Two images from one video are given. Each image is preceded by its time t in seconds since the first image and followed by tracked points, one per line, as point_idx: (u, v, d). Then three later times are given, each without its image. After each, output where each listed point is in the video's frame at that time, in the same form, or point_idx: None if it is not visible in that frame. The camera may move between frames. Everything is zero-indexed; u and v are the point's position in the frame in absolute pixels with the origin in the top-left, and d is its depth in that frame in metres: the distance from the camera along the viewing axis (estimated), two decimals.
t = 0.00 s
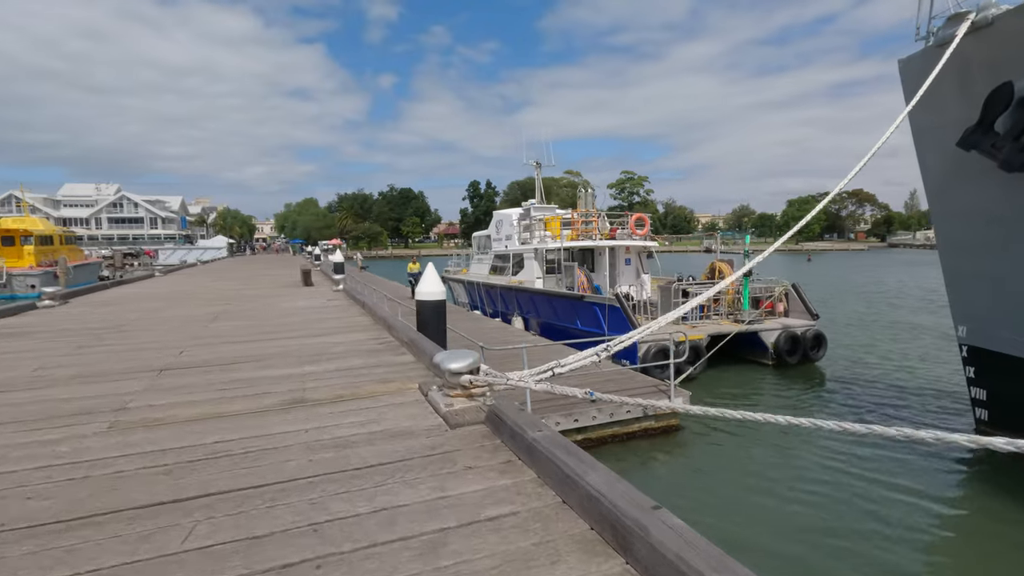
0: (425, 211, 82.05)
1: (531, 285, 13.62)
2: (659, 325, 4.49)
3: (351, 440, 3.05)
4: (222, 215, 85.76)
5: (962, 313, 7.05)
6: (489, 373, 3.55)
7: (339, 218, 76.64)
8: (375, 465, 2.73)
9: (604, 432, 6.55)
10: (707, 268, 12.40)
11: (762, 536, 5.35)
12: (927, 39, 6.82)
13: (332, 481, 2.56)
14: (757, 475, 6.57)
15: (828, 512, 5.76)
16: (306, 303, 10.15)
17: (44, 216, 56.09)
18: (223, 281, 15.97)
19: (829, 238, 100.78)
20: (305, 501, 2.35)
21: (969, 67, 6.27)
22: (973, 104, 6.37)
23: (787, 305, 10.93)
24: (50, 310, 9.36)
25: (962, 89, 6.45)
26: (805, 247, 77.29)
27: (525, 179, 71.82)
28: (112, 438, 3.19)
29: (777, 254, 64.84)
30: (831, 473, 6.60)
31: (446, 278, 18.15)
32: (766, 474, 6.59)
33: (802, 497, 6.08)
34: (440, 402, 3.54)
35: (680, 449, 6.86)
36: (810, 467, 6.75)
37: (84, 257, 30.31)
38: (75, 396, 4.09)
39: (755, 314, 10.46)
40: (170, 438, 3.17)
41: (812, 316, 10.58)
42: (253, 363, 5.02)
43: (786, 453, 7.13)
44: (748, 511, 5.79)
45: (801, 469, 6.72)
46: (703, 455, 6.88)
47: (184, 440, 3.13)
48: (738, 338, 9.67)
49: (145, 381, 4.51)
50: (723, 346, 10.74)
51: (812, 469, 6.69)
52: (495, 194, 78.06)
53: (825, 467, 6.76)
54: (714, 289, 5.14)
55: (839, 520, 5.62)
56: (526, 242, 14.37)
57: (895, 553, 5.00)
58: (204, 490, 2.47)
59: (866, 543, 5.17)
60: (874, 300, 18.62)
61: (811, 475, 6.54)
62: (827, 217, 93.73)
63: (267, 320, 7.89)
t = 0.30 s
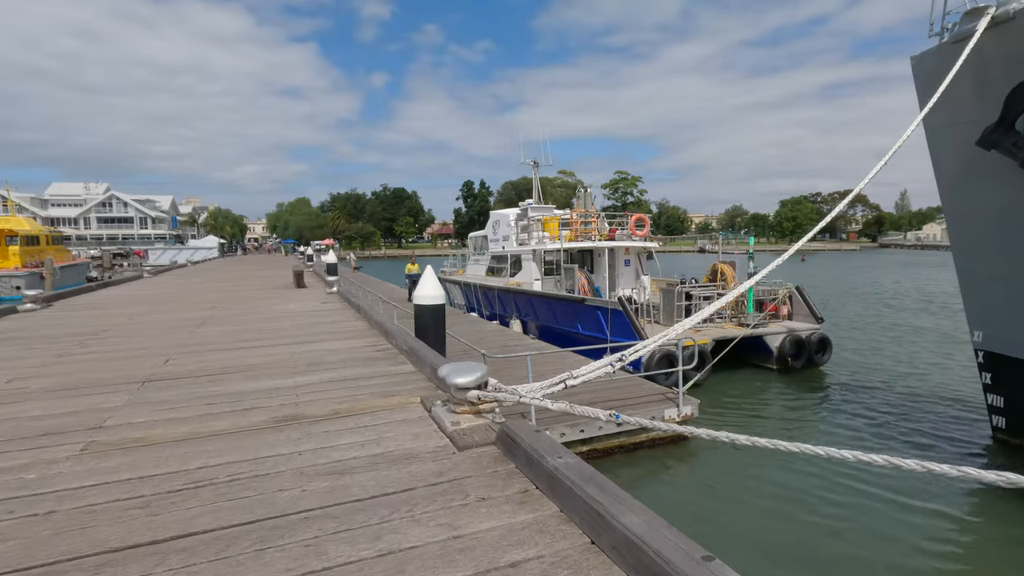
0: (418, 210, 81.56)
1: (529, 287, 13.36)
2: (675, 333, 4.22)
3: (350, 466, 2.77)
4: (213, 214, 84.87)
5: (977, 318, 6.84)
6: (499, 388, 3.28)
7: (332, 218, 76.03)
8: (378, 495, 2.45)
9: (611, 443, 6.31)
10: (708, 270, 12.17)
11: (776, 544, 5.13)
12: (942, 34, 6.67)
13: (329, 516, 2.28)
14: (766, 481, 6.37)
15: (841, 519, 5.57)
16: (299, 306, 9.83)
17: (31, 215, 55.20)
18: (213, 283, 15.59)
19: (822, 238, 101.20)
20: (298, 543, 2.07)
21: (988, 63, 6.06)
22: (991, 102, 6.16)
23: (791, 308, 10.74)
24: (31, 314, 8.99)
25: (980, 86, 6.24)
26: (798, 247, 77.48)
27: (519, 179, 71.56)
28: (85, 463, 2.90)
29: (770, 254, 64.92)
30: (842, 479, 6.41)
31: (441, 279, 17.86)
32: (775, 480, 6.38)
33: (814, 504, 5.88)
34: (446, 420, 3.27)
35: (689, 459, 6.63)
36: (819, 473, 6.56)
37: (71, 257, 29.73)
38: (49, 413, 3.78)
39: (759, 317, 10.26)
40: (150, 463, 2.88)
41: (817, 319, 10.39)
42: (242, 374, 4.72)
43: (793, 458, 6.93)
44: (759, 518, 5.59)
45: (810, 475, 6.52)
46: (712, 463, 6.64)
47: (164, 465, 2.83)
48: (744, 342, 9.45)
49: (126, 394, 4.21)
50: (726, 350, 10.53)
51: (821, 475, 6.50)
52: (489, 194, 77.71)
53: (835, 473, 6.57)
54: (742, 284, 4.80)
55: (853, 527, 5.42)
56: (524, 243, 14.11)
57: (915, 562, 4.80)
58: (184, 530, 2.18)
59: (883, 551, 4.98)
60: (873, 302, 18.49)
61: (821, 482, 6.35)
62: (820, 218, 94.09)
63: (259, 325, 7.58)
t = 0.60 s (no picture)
0: (415, 213, 81.27)
1: (530, 289, 13.09)
2: (699, 337, 3.97)
3: (355, 487, 2.50)
4: (207, 217, 84.27)
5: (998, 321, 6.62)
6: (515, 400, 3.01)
7: (328, 220, 75.61)
8: (388, 524, 2.18)
9: (622, 452, 6.06)
10: (714, 272, 11.94)
11: (798, 558, 4.86)
12: (962, 28, 6.48)
13: (333, 550, 2.01)
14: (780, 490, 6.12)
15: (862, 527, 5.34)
16: (295, 310, 9.54)
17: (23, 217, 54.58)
18: (207, 286, 15.25)
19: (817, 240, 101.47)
20: None
21: (1013, 56, 5.84)
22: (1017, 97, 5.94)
23: (799, 311, 10.52)
24: (16, 318, 8.65)
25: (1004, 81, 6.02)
26: (794, 249, 77.63)
27: (515, 181, 71.40)
28: (59, 484, 2.60)
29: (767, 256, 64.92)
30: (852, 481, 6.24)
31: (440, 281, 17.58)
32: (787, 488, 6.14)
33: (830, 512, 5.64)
34: (458, 434, 3.00)
35: (703, 468, 6.37)
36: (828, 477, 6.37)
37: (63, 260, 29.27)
38: (24, 426, 3.48)
39: (767, 320, 10.04)
40: (131, 484, 2.59)
41: (826, 322, 10.17)
42: (236, 383, 4.44)
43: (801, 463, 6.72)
44: (775, 529, 5.32)
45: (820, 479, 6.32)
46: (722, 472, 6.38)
47: (147, 488, 2.54)
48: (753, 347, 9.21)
49: (111, 405, 3.91)
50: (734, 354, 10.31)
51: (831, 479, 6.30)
52: (485, 197, 77.50)
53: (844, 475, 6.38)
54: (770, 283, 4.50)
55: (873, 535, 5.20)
56: (524, 244, 13.86)
57: (940, 570, 4.59)
58: (165, 568, 1.90)
59: (903, 559, 4.77)
60: (875, 304, 18.34)
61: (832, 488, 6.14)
62: (815, 220, 94.33)
63: (254, 329, 7.29)
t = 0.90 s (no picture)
0: (412, 214, 80.97)
1: (532, 293, 12.82)
2: (728, 347, 3.71)
3: (363, 524, 2.22)
4: (203, 218, 83.76)
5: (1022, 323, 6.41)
6: (537, 420, 2.75)
7: (325, 222, 75.20)
8: (404, 570, 1.92)
9: (636, 465, 5.83)
10: (721, 275, 11.71)
11: None
12: (985, 23, 6.28)
13: None
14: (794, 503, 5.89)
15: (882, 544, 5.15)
16: (293, 315, 9.25)
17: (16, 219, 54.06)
18: (202, 289, 14.94)
19: (815, 242, 101.57)
20: None
21: None
22: None
23: (809, 315, 10.30)
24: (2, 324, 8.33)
25: None
26: (792, 251, 77.59)
27: (513, 183, 71.19)
28: (27, 520, 2.31)
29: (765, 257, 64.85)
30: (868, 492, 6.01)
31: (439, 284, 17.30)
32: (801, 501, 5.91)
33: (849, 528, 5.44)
34: (474, 458, 2.74)
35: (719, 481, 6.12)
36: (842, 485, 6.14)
37: (56, 262, 28.86)
38: None
39: (778, 325, 9.79)
40: (109, 520, 2.30)
41: (837, 327, 9.94)
42: (231, 396, 4.16)
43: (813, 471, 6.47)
44: (793, 546, 5.11)
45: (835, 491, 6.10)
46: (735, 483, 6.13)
47: (127, 524, 2.26)
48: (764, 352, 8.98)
49: (93, 423, 3.62)
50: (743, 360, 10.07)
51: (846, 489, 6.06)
52: (483, 198, 77.28)
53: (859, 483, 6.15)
54: (799, 288, 4.21)
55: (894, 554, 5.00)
56: (526, 247, 13.60)
57: None
58: None
59: None
60: (879, 308, 18.16)
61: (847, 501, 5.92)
62: (813, 221, 94.41)
63: (250, 336, 7.01)
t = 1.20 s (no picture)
0: (407, 216, 80.60)
1: (533, 295, 12.54)
2: (761, 349, 3.42)
3: (367, 561, 1.93)
4: (197, 220, 83.13)
5: None
6: (560, 437, 2.47)
7: (320, 224, 74.72)
8: None
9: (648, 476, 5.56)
10: (726, 277, 11.48)
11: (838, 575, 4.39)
12: (1006, 15, 6.01)
13: None
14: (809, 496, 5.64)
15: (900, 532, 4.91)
16: (287, 318, 8.93)
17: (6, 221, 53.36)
18: (194, 292, 14.57)
19: (810, 243, 101.79)
20: None
21: None
22: None
23: (817, 318, 10.06)
24: None
25: None
26: (787, 252, 77.63)
27: (509, 185, 70.95)
28: None
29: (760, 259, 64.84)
30: (885, 481, 5.78)
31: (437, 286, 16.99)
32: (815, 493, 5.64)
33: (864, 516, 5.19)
34: (489, 479, 2.45)
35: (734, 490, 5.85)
36: (858, 478, 5.91)
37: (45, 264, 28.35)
38: None
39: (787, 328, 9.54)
40: (74, 557, 1.99)
41: (847, 330, 9.69)
42: (219, 407, 3.85)
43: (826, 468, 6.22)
44: (809, 543, 4.86)
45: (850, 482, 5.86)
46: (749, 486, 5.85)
47: (94, 563, 1.95)
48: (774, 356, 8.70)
49: (68, 438, 3.31)
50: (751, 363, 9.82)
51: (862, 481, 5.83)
52: (479, 200, 77.02)
53: (874, 476, 5.94)
54: (831, 289, 3.91)
55: (911, 549, 4.81)
56: (527, 248, 13.32)
57: None
58: None
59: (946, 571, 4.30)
60: (881, 309, 17.97)
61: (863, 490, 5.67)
62: (808, 223, 94.59)
63: (242, 340, 6.69)
